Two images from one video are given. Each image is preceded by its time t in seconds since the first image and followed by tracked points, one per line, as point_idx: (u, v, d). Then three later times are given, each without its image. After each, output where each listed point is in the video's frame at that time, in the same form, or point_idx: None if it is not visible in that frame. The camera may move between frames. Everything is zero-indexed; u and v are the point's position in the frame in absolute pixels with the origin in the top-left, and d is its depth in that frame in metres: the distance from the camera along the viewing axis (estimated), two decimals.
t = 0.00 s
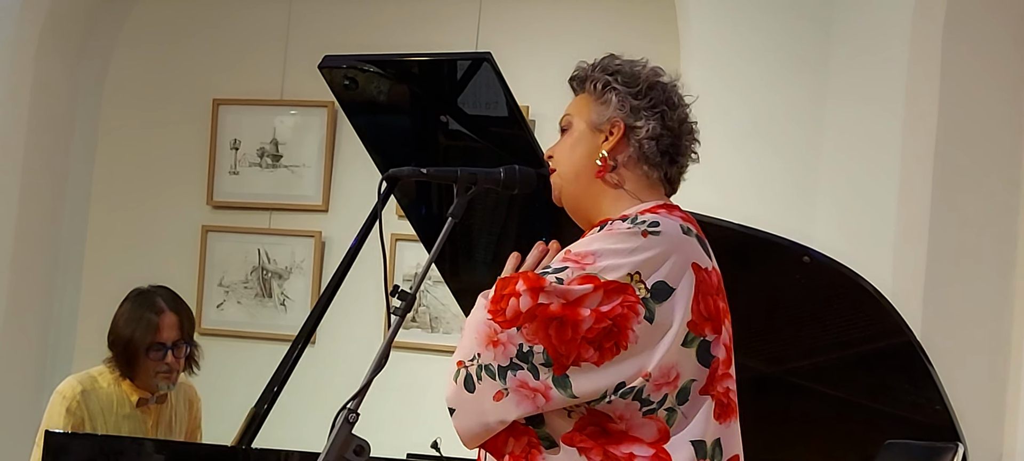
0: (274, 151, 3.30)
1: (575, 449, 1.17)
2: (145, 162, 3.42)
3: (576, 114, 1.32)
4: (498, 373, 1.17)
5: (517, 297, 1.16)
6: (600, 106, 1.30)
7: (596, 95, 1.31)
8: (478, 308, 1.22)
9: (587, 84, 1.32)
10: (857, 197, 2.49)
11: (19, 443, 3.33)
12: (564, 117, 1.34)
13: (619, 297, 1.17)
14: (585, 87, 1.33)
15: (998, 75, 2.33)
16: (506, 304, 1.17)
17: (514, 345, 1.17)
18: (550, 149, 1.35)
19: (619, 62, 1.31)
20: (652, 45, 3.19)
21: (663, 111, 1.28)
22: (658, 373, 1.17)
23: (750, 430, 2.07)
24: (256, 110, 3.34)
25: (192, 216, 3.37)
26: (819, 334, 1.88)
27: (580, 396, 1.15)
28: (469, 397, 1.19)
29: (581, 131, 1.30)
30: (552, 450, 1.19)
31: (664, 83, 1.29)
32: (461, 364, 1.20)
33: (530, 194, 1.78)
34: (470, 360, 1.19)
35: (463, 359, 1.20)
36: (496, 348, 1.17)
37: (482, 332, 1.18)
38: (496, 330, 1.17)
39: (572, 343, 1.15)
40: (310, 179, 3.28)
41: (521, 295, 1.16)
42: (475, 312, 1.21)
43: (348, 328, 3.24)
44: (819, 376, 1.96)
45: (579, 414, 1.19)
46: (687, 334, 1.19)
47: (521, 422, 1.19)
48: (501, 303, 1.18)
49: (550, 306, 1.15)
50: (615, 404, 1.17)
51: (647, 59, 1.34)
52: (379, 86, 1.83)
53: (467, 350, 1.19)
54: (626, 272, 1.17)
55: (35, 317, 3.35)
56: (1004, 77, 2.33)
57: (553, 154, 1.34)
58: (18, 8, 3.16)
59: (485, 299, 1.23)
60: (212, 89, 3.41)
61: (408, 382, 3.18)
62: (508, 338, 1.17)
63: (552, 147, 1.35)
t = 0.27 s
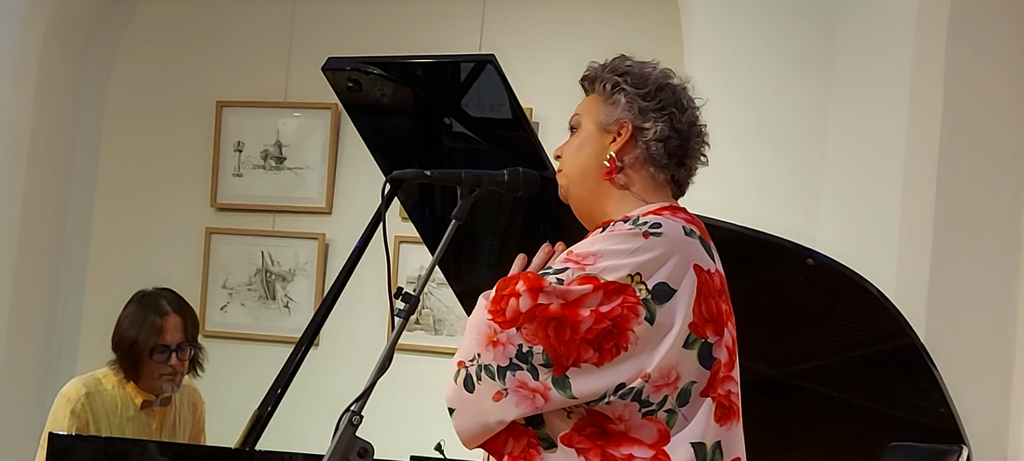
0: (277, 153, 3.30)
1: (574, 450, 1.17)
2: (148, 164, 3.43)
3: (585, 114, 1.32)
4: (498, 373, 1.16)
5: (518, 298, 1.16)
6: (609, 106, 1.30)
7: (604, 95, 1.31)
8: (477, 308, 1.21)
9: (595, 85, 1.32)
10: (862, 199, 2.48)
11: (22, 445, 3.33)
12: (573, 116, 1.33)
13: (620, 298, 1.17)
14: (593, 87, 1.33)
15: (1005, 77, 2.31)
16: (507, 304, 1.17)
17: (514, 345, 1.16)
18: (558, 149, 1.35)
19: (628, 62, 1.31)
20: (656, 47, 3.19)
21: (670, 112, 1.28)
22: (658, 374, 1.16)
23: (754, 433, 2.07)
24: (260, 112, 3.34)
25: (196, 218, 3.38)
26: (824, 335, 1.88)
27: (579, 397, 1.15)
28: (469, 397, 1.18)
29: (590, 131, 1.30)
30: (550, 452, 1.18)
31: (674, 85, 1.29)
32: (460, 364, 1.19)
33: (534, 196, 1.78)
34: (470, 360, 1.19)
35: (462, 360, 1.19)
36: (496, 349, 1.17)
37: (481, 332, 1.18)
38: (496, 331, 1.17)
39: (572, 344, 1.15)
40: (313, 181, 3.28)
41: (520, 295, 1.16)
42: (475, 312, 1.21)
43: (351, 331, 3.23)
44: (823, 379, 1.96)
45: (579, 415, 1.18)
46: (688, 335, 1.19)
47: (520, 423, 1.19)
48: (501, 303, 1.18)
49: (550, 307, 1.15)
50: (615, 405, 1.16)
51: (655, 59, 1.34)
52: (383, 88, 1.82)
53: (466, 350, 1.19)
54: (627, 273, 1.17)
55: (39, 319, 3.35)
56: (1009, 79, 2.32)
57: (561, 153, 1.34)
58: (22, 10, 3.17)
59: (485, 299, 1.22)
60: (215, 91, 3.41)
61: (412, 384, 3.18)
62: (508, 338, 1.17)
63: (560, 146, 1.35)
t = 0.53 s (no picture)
0: (281, 156, 3.30)
1: (580, 448, 1.16)
2: (152, 167, 3.43)
3: (601, 112, 1.31)
4: (505, 372, 1.16)
5: (525, 297, 1.16)
6: (629, 107, 1.30)
7: (624, 96, 1.31)
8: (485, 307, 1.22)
9: (614, 84, 1.32)
10: (866, 201, 2.48)
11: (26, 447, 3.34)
12: (586, 113, 1.33)
13: (627, 298, 1.17)
14: (610, 87, 1.33)
15: (1005, 79, 2.33)
16: (514, 303, 1.17)
17: (521, 344, 1.17)
18: (567, 144, 1.34)
19: (648, 66, 1.32)
20: (660, 49, 3.18)
21: (689, 121, 1.30)
22: (665, 375, 1.16)
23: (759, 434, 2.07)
24: (263, 115, 3.34)
25: (199, 221, 3.38)
26: (828, 337, 1.88)
27: (586, 396, 1.15)
28: (476, 396, 1.18)
29: (607, 129, 1.30)
30: (557, 451, 1.18)
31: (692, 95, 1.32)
32: (468, 363, 1.19)
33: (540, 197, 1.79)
34: (478, 359, 1.19)
35: (470, 359, 1.20)
36: (503, 348, 1.17)
37: (489, 331, 1.18)
38: (503, 330, 1.17)
39: (579, 344, 1.15)
40: (317, 184, 3.28)
41: (528, 295, 1.16)
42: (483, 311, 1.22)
43: (355, 333, 3.23)
44: (828, 381, 1.95)
45: (585, 414, 1.18)
46: (697, 337, 1.19)
47: (528, 421, 1.19)
48: (508, 303, 1.18)
49: (557, 307, 1.16)
50: (621, 404, 1.16)
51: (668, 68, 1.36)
52: (386, 90, 1.82)
53: (474, 349, 1.19)
54: (636, 273, 1.18)
55: (43, 322, 3.36)
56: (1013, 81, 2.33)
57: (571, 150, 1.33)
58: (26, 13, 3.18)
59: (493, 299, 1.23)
60: (219, 93, 3.42)
61: (415, 386, 3.17)
62: (515, 337, 1.17)
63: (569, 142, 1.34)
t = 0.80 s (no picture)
0: (282, 156, 3.30)
1: (583, 447, 1.16)
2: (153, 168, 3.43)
3: (620, 118, 1.34)
4: (509, 377, 1.17)
5: (527, 302, 1.16)
6: (649, 116, 1.34)
7: (643, 104, 1.35)
8: (486, 311, 1.21)
9: (634, 91, 1.35)
10: (868, 202, 2.48)
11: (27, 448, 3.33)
12: (603, 117, 1.35)
13: (627, 295, 1.17)
14: (627, 92, 1.36)
15: (1005, 81, 2.34)
16: (516, 308, 1.16)
17: (524, 349, 1.16)
18: (579, 144, 1.36)
19: (663, 75, 1.37)
20: (661, 50, 3.19)
21: (698, 134, 1.38)
22: (667, 369, 1.16)
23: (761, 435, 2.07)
24: (265, 116, 3.34)
25: (201, 222, 3.38)
26: (829, 338, 1.87)
27: (590, 396, 1.15)
28: (481, 400, 1.19)
29: (628, 137, 1.33)
30: (560, 450, 1.17)
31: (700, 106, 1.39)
32: (472, 367, 1.20)
33: (540, 198, 1.77)
34: (481, 363, 1.19)
35: (473, 364, 1.20)
36: (506, 353, 1.17)
37: (491, 336, 1.18)
38: (506, 335, 1.17)
39: (582, 344, 1.16)
40: (318, 185, 3.28)
41: (530, 299, 1.15)
42: (484, 315, 1.21)
43: (356, 333, 3.24)
44: (830, 381, 1.95)
45: (588, 412, 1.18)
46: (698, 331, 1.19)
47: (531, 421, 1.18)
48: (510, 308, 1.17)
49: (559, 309, 1.16)
50: (624, 400, 1.15)
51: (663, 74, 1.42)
52: (388, 91, 1.82)
53: (477, 354, 1.19)
54: (636, 269, 1.18)
55: (44, 323, 3.35)
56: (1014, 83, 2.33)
57: (586, 151, 1.35)
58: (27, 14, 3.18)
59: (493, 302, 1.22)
60: (220, 94, 3.42)
61: (417, 387, 3.17)
62: (518, 342, 1.17)
63: (580, 143, 1.36)
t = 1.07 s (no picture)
0: (281, 154, 3.30)
1: (579, 448, 1.16)
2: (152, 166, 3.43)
3: (598, 121, 1.31)
4: (510, 378, 1.17)
5: (529, 303, 1.16)
6: (627, 116, 1.30)
7: (621, 104, 1.31)
8: (488, 313, 1.21)
9: (610, 92, 1.31)
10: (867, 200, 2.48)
11: (26, 446, 3.33)
12: (582, 122, 1.32)
13: (626, 294, 1.17)
14: (605, 94, 1.32)
15: (1004, 80, 2.33)
16: (518, 309, 1.16)
17: (525, 349, 1.16)
18: (561, 153, 1.33)
19: (641, 72, 1.32)
20: (661, 48, 3.18)
21: (684, 127, 1.32)
22: (664, 365, 1.16)
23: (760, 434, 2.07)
24: (263, 114, 3.34)
25: (200, 220, 3.37)
26: (827, 336, 1.87)
27: (590, 396, 1.15)
28: (481, 401, 1.18)
29: (607, 140, 1.30)
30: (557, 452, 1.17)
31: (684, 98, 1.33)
32: (473, 368, 1.20)
33: (538, 197, 1.79)
34: (482, 364, 1.19)
35: (475, 365, 1.20)
36: (508, 353, 1.17)
37: (493, 337, 1.18)
38: (508, 336, 1.17)
39: (582, 345, 1.16)
40: (317, 183, 3.28)
41: (532, 300, 1.15)
42: (486, 316, 1.21)
43: (355, 332, 3.23)
44: (828, 380, 1.95)
45: (586, 412, 1.18)
46: (695, 329, 1.19)
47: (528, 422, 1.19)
48: (512, 309, 1.17)
49: (561, 311, 1.15)
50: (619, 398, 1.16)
51: (650, 68, 1.37)
52: (386, 89, 1.82)
53: (479, 354, 1.19)
54: (634, 268, 1.18)
55: (42, 321, 3.35)
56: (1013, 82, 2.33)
57: (568, 159, 1.32)
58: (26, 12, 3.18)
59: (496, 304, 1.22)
60: (218, 92, 3.41)
61: (416, 385, 3.17)
62: (520, 343, 1.17)
63: (563, 151, 1.33)
